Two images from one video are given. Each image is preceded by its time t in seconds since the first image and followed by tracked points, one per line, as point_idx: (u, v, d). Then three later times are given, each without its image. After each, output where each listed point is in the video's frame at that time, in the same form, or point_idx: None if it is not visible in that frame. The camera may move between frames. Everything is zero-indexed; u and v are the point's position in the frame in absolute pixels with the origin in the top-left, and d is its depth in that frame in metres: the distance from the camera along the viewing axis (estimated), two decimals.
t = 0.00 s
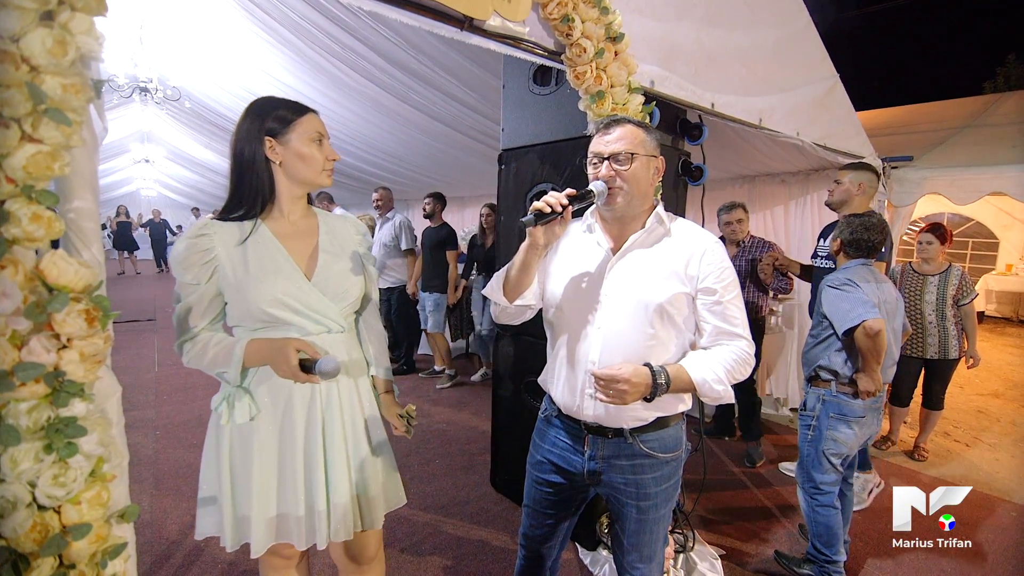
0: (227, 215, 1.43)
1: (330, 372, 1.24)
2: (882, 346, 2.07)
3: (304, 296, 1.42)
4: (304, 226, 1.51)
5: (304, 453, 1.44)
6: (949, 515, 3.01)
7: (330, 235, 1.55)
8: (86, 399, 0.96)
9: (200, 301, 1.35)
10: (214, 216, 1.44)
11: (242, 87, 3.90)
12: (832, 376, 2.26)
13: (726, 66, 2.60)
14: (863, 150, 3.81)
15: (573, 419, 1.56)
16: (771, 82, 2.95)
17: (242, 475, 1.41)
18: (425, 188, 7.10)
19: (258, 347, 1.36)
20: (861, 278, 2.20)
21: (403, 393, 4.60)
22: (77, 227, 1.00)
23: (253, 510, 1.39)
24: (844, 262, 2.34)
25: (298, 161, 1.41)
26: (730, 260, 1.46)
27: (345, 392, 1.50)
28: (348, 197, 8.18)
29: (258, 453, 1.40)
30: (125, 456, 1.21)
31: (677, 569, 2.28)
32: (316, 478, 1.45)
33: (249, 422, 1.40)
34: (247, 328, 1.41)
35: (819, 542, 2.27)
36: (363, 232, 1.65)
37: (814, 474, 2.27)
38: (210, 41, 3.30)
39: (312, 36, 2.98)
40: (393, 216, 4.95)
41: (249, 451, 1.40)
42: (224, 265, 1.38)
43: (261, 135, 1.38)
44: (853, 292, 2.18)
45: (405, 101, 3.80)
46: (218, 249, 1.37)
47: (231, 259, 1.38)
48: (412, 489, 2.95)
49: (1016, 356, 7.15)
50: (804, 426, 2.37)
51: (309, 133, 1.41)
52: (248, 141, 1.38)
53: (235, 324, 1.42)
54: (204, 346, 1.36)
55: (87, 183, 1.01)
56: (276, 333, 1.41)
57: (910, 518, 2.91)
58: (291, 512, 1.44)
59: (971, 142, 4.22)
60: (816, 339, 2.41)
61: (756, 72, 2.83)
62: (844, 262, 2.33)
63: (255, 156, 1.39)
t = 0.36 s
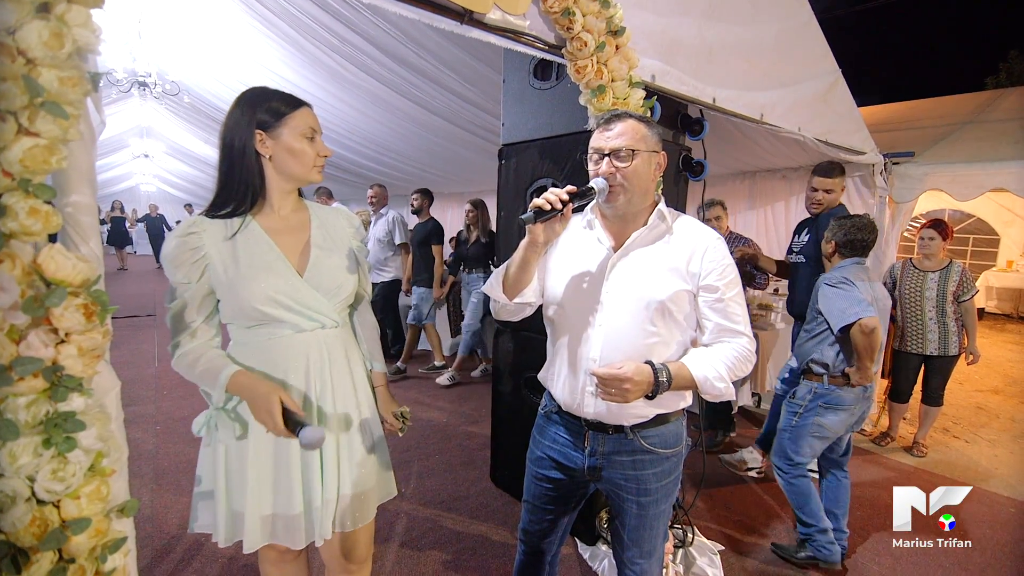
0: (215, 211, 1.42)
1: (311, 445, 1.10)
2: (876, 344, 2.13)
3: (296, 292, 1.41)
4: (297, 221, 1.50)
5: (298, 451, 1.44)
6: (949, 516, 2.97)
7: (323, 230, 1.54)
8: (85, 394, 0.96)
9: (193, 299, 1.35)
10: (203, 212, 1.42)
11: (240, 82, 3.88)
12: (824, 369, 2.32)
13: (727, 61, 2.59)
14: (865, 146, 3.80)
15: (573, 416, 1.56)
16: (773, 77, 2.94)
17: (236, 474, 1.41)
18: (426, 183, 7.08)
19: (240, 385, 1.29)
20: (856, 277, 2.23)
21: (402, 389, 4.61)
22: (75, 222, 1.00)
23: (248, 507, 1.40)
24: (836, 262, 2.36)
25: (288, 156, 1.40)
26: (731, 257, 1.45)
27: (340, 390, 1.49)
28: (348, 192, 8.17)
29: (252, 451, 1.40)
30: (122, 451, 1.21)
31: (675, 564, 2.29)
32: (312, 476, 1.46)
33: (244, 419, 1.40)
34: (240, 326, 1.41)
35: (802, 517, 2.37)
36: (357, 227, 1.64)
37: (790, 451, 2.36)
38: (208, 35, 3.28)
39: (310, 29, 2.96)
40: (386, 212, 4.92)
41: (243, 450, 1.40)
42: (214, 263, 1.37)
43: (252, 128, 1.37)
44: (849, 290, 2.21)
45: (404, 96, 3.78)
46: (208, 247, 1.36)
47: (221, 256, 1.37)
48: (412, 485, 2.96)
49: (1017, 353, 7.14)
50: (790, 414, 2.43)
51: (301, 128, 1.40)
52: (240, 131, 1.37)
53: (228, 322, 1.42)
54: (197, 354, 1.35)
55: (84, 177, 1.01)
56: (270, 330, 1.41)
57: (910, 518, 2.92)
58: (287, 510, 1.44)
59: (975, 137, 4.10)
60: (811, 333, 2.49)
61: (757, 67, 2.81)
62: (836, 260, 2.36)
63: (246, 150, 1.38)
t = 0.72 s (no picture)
0: (213, 201, 1.39)
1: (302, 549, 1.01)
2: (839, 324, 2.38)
3: (301, 284, 1.41)
4: (296, 211, 1.50)
5: (307, 442, 1.45)
6: (949, 515, 2.91)
7: (324, 219, 1.54)
8: (83, 383, 0.96)
9: (195, 295, 1.30)
10: (201, 201, 1.38)
11: (237, 71, 3.84)
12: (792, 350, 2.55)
13: (729, 51, 2.57)
14: (865, 138, 3.78)
15: (587, 411, 1.55)
16: (775, 68, 2.92)
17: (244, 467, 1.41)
18: (426, 175, 7.06)
19: (209, 443, 1.32)
20: (824, 264, 2.48)
21: (403, 380, 4.62)
22: (71, 211, 0.99)
23: (257, 497, 1.41)
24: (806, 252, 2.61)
25: (288, 145, 1.39)
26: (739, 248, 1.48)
27: (346, 383, 1.50)
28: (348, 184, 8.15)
29: (259, 444, 1.40)
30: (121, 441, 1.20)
31: (673, 554, 2.31)
32: (320, 467, 1.47)
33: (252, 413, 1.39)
34: (245, 318, 1.39)
35: (767, 486, 2.65)
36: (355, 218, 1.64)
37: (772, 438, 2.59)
38: (205, 23, 3.24)
39: (308, 17, 2.93)
40: (372, 202, 4.90)
41: (251, 442, 1.40)
42: (216, 254, 1.34)
43: (251, 116, 1.35)
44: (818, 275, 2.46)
45: (403, 85, 3.75)
46: (210, 239, 1.33)
47: (225, 248, 1.35)
48: (412, 475, 2.97)
49: (1016, 347, 7.16)
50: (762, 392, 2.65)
51: (300, 117, 1.39)
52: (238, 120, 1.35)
53: (229, 313, 1.39)
54: (195, 366, 1.31)
55: (80, 166, 1.00)
56: (275, 321, 1.40)
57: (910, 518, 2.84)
58: (296, 499, 1.46)
59: (979, 129, 4.07)
60: (782, 319, 2.70)
61: (759, 58, 2.79)
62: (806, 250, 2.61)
63: (245, 138, 1.36)
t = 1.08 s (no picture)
0: (217, 191, 1.39)
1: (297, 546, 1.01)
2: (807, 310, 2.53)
3: (300, 275, 1.40)
4: (300, 201, 1.48)
5: (305, 430, 1.46)
6: (949, 516, 2.87)
7: (328, 210, 1.53)
8: (82, 372, 0.95)
9: (195, 283, 1.31)
10: (204, 193, 1.39)
11: (235, 60, 3.80)
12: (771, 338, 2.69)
13: (732, 44, 2.55)
14: (867, 133, 3.77)
15: (624, 415, 1.42)
16: (778, 61, 2.90)
17: (245, 459, 1.41)
18: (425, 166, 7.03)
19: (192, 432, 1.36)
20: (790, 256, 2.61)
21: (401, 372, 4.63)
22: (69, 198, 0.98)
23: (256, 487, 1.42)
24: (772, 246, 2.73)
25: (288, 133, 1.37)
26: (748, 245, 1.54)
27: (346, 376, 1.50)
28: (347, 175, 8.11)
29: (256, 435, 1.41)
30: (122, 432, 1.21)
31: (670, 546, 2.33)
32: (320, 458, 1.47)
33: (246, 404, 1.40)
34: (244, 308, 1.39)
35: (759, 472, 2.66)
36: (362, 209, 1.63)
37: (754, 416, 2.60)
38: (202, 10, 3.20)
39: (307, 5, 2.89)
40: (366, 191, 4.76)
41: (248, 433, 1.40)
42: (216, 244, 1.34)
43: (251, 105, 1.34)
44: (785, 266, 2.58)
45: (403, 75, 3.72)
46: (209, 228, 1.33)
47: (224, 238, 1.35)
48: (410, 467, 2.98)
49: (1013, 343, 7.19)
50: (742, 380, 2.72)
51: (300, 106, 1.37)
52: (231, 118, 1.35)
53: (229, 302, 1.39)
54: (193, 355, 1.32)
55: (78, 153, 0.99)
56: (275, 313, 1.40)
57: (910, 518, 2.83)
58: (296, 487, 1.47)
59: (980, 125, 4.05)
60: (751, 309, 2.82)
61: (762, 50, 2.77)
62: (773, 244, 2.73)
63: (245, 128, 1.35)
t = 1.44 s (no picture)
0: (220, 181, 1.38)
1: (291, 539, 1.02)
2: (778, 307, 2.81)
3: (300, 266, 1.40)
4: (302, 191, 1.46)
5: (301, 422, 1.45)
6: (949, 516, 2.85)
7: (331, 200, 1.51)
8: (76, 362, 0.94)
9: (197, 272, 1.32)
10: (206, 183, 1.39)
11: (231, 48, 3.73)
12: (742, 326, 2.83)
13: (733, 35, 2.53)
14: (867, 126, 3.76)
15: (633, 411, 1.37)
16: (779, 53, 2.88)
17: (246, 448, 1.41)
18: (423, 157, 6.99)
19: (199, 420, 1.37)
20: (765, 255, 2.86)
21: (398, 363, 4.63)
22: (62, 186, 0.97)
23: (248, 478, 1.41)
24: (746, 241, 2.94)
25: (272, 120, 1.35)
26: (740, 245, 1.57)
27: (345, 366, 1.50)
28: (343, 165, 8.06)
29: (256, 424, 1.41)
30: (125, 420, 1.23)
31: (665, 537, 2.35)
32: (319, 448, 1.47)
33: (246, 393, 1.39)
34: (244, 298, 1.39)
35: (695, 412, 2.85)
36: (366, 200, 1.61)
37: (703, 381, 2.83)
38: None
39: None
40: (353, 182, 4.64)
41: (246, 422, 1.40)
42: (218, 234, 1.34)
43: (237, 96, 1.35)
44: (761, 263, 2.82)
45: (400, 65, 3.68)
46: (212, 218, 1.33)
47: (225, 227, 1.34)
48: (407, 458, 2.99)
49: (1007, 338, 7.24)
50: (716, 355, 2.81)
51: (292, 95, 1.35)
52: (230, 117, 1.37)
53: (232, 292, 1.39)
54: (197, 343, 1.33)
55: (71, 140, 0.97)
56: (276, 303, 1.40)
57: (910, 518, 2.80)
58: (289, 482, 1.46)
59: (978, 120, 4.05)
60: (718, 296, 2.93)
61: (763, 41, 2.75)
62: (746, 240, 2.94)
63: (234, 120, 1.37)
